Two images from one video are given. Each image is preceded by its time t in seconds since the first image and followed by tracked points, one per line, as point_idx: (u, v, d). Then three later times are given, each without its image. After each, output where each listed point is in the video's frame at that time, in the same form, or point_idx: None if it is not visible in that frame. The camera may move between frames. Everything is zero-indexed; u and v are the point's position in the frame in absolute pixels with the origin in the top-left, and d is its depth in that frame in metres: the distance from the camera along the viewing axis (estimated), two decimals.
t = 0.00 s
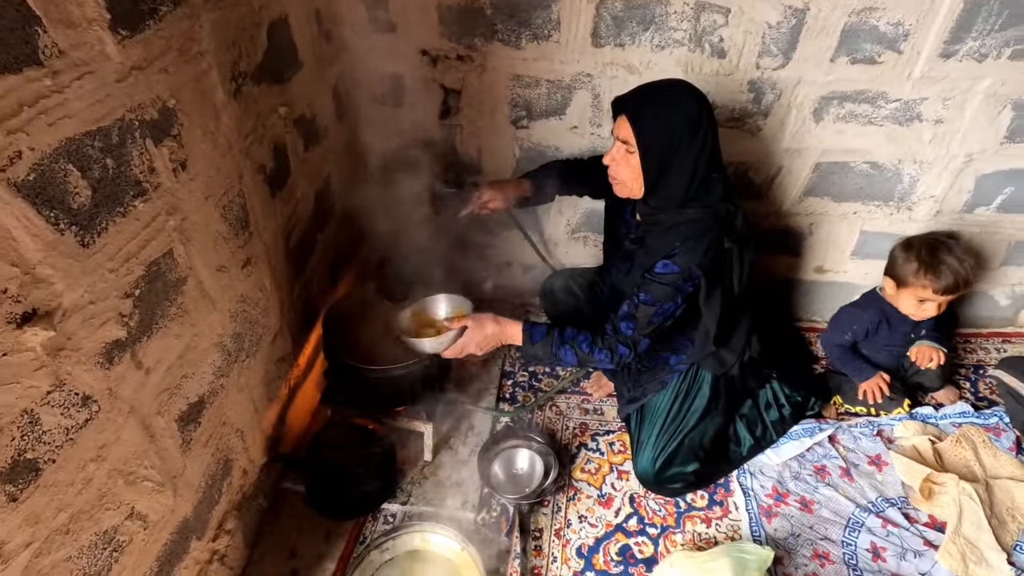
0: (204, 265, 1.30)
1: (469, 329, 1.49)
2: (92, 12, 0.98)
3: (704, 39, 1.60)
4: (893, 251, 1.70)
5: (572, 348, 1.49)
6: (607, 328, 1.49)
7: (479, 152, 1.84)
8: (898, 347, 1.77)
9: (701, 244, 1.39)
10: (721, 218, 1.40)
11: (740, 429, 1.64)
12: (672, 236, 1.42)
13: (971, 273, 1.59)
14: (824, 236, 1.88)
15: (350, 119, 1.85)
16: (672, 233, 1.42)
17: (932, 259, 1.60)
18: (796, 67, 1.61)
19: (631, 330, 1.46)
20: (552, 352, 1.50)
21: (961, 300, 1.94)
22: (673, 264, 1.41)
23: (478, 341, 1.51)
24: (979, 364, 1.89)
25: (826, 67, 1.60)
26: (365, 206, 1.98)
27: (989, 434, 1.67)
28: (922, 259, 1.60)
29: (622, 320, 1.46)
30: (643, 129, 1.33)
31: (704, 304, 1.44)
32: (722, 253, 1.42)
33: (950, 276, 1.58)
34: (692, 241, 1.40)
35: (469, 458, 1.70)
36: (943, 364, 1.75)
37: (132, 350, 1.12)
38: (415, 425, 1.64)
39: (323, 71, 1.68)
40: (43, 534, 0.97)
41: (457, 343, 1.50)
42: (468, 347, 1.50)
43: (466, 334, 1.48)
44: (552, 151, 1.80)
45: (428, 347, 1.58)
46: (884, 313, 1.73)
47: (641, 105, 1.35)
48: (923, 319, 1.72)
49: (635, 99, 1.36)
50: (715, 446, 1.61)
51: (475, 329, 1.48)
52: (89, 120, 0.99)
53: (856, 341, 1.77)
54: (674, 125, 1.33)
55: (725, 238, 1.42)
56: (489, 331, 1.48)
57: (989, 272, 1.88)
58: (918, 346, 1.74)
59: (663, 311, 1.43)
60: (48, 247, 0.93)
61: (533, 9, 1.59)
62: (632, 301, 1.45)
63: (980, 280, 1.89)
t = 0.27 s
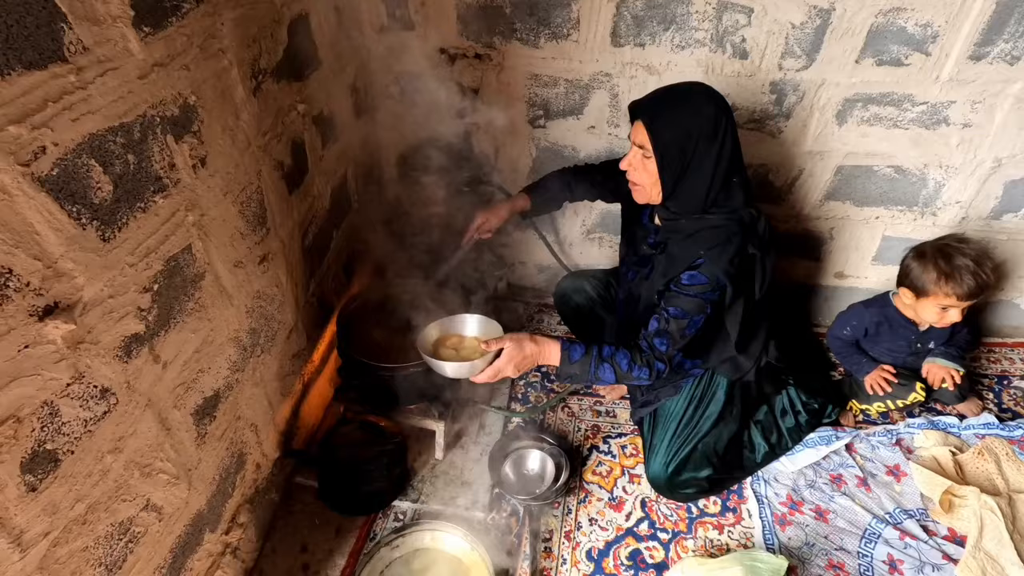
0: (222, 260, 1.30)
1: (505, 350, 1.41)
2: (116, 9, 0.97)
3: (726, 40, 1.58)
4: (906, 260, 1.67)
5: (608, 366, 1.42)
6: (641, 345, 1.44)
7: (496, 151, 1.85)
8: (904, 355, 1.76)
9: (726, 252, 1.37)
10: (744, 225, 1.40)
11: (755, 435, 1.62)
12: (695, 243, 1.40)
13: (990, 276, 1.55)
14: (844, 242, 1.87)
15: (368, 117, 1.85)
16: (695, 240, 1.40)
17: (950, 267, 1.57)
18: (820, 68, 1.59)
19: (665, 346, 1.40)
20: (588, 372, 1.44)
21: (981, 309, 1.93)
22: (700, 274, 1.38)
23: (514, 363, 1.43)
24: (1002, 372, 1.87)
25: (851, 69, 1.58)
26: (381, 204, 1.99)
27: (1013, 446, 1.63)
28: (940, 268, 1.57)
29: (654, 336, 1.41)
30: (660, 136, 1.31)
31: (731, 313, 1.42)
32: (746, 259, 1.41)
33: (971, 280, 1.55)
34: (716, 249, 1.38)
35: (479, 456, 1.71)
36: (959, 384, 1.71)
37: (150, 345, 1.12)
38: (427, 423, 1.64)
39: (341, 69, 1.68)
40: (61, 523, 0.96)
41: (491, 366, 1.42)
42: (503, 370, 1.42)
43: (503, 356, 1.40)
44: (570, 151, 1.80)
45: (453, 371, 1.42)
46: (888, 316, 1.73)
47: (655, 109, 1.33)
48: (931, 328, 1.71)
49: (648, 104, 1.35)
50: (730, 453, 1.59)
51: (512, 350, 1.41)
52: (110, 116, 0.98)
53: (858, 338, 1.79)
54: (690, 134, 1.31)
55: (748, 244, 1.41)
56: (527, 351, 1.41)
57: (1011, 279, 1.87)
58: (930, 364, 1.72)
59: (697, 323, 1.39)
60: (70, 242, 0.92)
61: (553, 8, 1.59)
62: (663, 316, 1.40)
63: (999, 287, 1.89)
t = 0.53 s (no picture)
0: (234, 253, 1.29)
1: (527, 359, 1.39)
2: (136, 3, 0.97)
3: (743, 38, 1.57)
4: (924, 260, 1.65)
5: (628, 375, 1.41)
6: (661, 354, 1.43)
7: (510, 148, 1.85)
8: (923, 360, 1.72)
9: (748, 260, 1.37)
10: (764, 230, 1.39)
11: (765, 438, 1.60)
12: (715, 251, 1.38)
13: (1009, 273, 1.54)
14: (861, 245, 1.85)
15: (382, 113, 1.86)
16: (715, 247, 1.39)
17: (968, 267, 1.56)
18: (839, 68, 1.57)
19: (686, 355, 1.41)
20: (609, 382, 1.42)
21: (1001, 317, 1.90)
22: (721, 283, 1.37)
23: (536, 371, 1.41)
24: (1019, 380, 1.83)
25: (870, 69, 1.56)
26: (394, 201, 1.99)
27: None
28: (958, 267, 1.56)
29: (675, 346, 1.41)
30: (676, 140, 1.30)
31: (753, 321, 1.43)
32: (767, 265, 1.42)
33: (989, 280, 1.53)
34: (738, 257, 1.37)
35: (487, 453, 1.71)
36: (975, 393, 1.67)
37: (163, 335, 1.11)
38: (436, 420, 1.65)
39: (356, 65, 1.68)
40: (75, 508, 0.96)
41: (514, 375, 1.41)
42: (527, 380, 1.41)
43: (525, 365, 1.39)
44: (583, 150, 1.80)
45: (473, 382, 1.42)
46: (909, 318, 1.69)
47: (669, 112, 1.31)
48: (952, 332, 1.67)
49: (662, 107, 1.34)
50: (741, 457, 1.58)
51: (534, 358, 1.39)
52: (129, 109, 0.97)
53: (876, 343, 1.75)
54: (707, 137, 1.30)
55: (769, 250, 1.40)
56: (549, 360, 1.40)
57: None
58: (947, 369, 1.70)
59: (717, 332, 1.39)
60: (87, 232, 0.92)
61: (568, 5, 1.59)
62: (683, 325, 1.40)
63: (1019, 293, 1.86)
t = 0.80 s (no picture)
0: (246, 248, 1.29)
1: (538, 357, 1.39)
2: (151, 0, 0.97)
3: (757, 39, 1.55)
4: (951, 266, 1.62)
5: (639, 376, 1.41)
6: (673, 357, 1.43)
7: (521, 147, 1.85)
8: (939, 367, 1.70)
9: (763, 264, 1.36)
10: (779, 233, 1.37)
11: (773, 443, 1.59)
12: (731, 254, 1.37)
13: None
14: (875, 249, 1.83)
15: (395, 111, 1.87)
16: (729, 251, 1.37)
17: (995, 277, 1.52)
18: (854, 69, 1.55)
19: (698, 358, 1.40)
20: (621, 383, 1.43)
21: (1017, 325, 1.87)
22: (736, 287, 1.37)
23: (547, 370, 1.41)
24: None
25: (886, 71, 1.54)
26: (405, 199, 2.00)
27: None
28: (984, 276, 1.53)
29: (687, 349, 1.41)
30: (693, 140, 1.29)
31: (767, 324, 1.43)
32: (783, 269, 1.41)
33: (1013, 294, 1.49)
34: (753, 261, 1.36)
35: (493, 452, 1.71)
36: (989, 400, 1.65)
37: (174, 328, 1.10)
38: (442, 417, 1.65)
39: (369, 63, 1.69)
40: (86, 496, 0.95)
41: (525, 373, 1.40)
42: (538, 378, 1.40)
43: (538, 362, 1.38)
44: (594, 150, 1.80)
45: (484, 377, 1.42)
46: (927, 323, 1.67)
47: (687, 112, 1.30)
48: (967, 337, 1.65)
49: (680, 106, 1.33)
50: (750, 461, 1.57)
51: (545, 356, 1.38)
52: (144, 104, 0.97)
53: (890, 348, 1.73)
54: (724, 139, 1.29)
55: (784, 254, 1.39)
56: (560, 360, 1.39)
57: None
58: (964, 376, 1.66)
59: (731, 335, 1.39)
60: (101, 225, 0.92)
61: (581, 4, 1.59)
62: (697, 328, 1.40)
63: None
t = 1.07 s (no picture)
0: (255, 247, 1.26)
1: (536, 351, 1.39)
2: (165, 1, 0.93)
3: (768, 42, 1.54)
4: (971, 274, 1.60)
5: (635, 374, 1.41)
6: (671, 356, 1.43)
7: (529, 149, 1.86)
8: (953, 377, 1.67)
9: (764, 265, 1.34)
10: (782, 236, 1.35)
11: (779, 449, 1.58)
12: (732, 255, 1.36)
13: None
14: (886, 255, 1.81)
15: (405, 111, 1.88)
16: (732, 252, 1.36)
17: (1017, 285, 1.49)
18: (867, 73, 1.54)
19: (696, 358, 1.40)
20: (617, 380, 1.42)
21: None
22: (736, 288, 1.34)
23: (543, 363, 1.42)
24: None
25: (899, 74, 1.52)
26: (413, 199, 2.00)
27: None
28: (1006, 283, 1.50)
29: (685, 348, 1.40)
30: (700, 142, 1.28)
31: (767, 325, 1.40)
32: (784, 272, 1.39)
33: None
34: (754, 263, 1.34)
35: (497, 452, 1.72)
36: (1000, 416, 1.63)
37: (183, 325, 1.07)
38: (446, 417, 1.66)
39: (381, 62, 1.68)
40: (93, 490, 0.92)
41: (522, 365, 1.41)
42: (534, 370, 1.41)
43: (534, 356, 1.39)
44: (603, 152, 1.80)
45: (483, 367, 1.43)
46: (944, 331, 1.64)
47: (695, 112, 1.29)
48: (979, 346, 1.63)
49: (688, 106, 1.31)
50: (754, 466, 1.55)
51: (542, 351, 1.39)
52: (155, 104, 0.94)
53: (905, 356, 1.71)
54: (731, 141, 1.28)
55: (787, 256, 1.38)
56: (558, 355, 1.40)
57: None
58: (977, 390, 1.64)
59: (729, 336, 1.38)
60: (113, 223, 0.89)
61: (591, 6, 1.59)
62: (695, 328, 1.39)
63: None
